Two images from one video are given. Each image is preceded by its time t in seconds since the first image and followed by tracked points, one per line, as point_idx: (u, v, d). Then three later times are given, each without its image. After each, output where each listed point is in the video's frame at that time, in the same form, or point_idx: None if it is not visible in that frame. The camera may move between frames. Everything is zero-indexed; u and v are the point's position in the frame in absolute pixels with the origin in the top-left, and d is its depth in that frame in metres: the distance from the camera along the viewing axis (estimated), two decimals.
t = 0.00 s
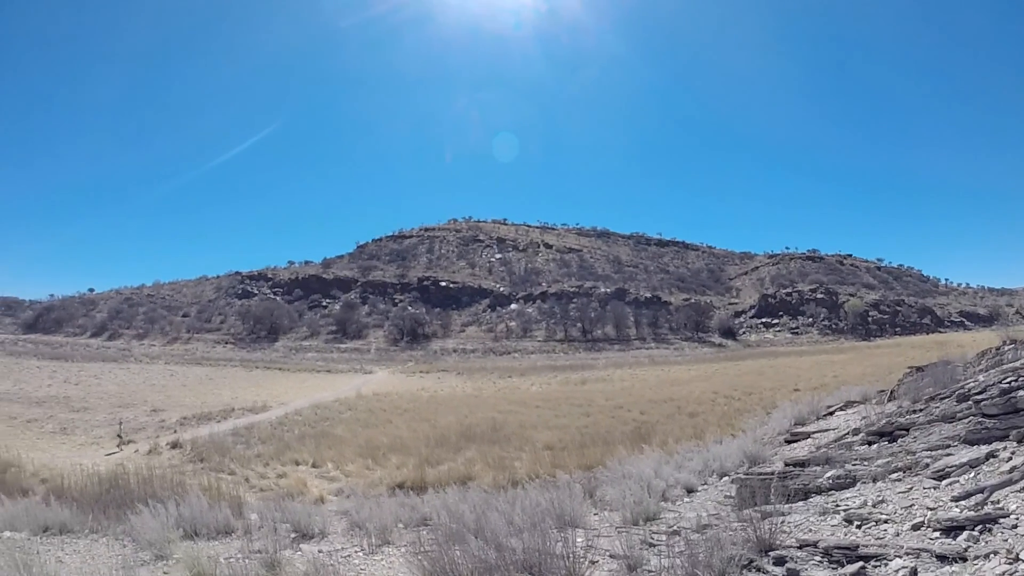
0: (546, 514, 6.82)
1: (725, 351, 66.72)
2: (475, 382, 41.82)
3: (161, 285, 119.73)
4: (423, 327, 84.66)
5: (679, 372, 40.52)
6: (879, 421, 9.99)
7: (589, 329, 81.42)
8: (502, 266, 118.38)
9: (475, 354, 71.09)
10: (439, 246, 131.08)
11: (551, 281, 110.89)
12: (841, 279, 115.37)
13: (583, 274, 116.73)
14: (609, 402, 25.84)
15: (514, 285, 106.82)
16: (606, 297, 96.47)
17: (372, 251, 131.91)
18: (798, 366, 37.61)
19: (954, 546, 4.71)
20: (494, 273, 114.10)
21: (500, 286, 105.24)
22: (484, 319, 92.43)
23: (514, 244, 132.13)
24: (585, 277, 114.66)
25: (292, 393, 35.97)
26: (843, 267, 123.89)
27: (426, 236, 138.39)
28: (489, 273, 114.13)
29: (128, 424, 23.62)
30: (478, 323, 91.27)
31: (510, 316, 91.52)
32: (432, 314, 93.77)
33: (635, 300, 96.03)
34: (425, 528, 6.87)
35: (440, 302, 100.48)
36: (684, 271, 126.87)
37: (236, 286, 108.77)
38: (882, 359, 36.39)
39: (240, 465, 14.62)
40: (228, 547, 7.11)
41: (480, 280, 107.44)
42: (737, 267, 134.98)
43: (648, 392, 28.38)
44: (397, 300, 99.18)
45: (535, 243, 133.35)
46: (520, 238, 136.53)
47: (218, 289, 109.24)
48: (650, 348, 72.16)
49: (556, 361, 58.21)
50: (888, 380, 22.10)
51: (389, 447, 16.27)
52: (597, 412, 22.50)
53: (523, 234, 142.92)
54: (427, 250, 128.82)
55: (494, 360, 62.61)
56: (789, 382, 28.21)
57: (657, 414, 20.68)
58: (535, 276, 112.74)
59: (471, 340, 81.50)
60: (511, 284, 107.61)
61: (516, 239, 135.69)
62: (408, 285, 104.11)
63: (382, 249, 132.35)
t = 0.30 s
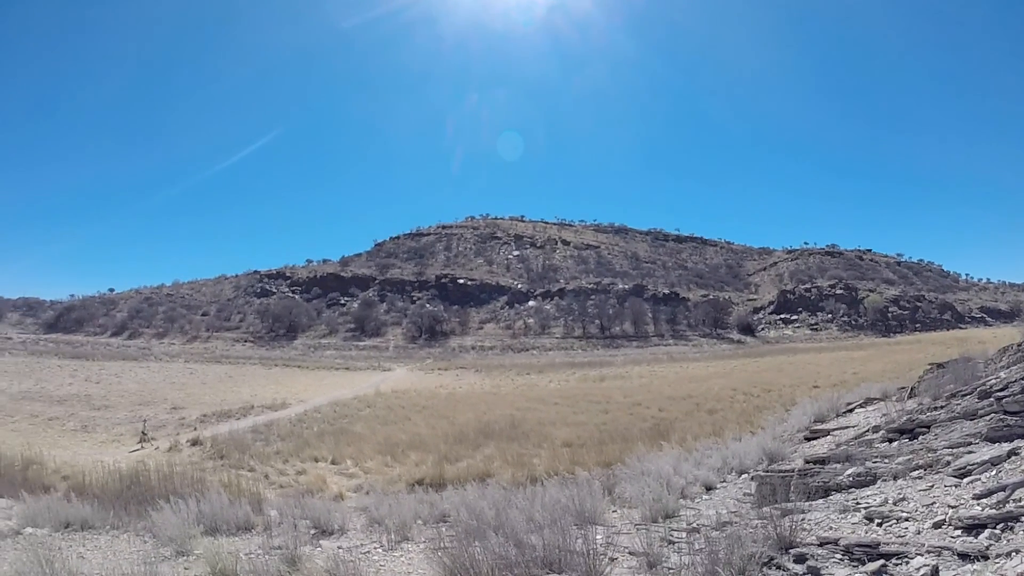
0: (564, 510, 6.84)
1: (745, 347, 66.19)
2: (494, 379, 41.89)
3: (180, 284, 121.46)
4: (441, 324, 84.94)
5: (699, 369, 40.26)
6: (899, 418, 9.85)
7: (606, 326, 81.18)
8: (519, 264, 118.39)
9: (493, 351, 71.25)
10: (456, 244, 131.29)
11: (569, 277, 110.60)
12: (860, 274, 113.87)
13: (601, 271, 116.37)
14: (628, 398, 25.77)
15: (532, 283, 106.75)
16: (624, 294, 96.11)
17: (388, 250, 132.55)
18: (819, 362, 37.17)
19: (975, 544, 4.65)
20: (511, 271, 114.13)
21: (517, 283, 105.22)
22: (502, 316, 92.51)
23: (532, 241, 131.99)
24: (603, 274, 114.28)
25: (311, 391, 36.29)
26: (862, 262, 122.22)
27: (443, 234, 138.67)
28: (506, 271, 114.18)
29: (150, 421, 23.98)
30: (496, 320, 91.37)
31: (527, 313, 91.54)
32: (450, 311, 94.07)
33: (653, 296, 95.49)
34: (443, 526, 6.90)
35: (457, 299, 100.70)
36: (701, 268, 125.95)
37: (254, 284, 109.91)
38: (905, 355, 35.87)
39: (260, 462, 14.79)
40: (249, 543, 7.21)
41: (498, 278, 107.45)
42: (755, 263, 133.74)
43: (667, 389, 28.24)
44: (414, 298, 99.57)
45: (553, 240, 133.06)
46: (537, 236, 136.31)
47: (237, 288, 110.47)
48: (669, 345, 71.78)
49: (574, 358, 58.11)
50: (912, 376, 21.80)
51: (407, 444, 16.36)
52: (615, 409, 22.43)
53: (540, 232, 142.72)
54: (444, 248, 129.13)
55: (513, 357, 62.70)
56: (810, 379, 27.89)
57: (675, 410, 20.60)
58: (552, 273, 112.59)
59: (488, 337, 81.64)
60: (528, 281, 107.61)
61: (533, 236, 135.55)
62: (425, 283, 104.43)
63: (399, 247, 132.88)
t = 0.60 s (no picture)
0: (573, 511, 6.83)
1: (756, 348, 65.92)
2: (504, 379, 41.91)
3: (190, 285, 122.17)
4: (451, 324, 85.09)
5: (709, 369, 40.13)
6: (910, 420, 9.77)
7: (616, 326, 81.06)
8: (529, 264, 118.40)
9: (503, 351, 71.35)
10: (466, 244, 131.40)
11: (579, 278, 110.47)
12: (871, 275, 113.09)
13: (610, 271, 116.19)
14: (638, 399, 25.71)
15: (542, 283, 106.77)
16: (634, 294, 95.93)
17: (398, 250, 132.84)
18: (830, 363, 36.97)
19: (987, 546, 4.60)
20: (521, 271, 114.14)
21: (527, 283, 105.19)
22: (512, 316, 92.59)
23: (541, 241, 131.94)
24: (613, 274, 114.08)
25: (321, 391, 36.46)
26: (873, 262, 121.37)
27: (453, 234, 138.84)
28: (516, 271, 114.18)
29: (160, 420, 24.17)
30: (506, 321, 91.42)
31: (537, 313, 91.55)
32: (460, 311, 94.25)
33: (663, 297, 95.23)
34: (452, 526, 6.92)
35: (467, 299, 100.81)
36: (711, 268, 125.45)
37: (264, 284, 110.48)
38: (915, 356, 35.71)
39: (270, 462, 14.87)
40: (260, 541, 7.25)
41: (507, 278, 107.45)
42: (765, 263, 133.09)
43: (677, 390, 28.11)
44: (424, 298, 99.76)
45: (562, 240, 132.91)
46: (547, 236, 136.23)
47: (247, 288, 111.09)
48: (679, 345, 71.57)
49: (584, 358, 58.07)
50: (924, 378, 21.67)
51: (417, 444, 16.39)
52: (625, 409, 22.37)
53: (550, 232, 142.59)
54: (454, 248, 129.31)
55: (523, 357, 62.76)
56: (819, 380, 27.74)
57: (685, 411, 20.54)
58: (562, 273, 112.55)
59: (498, 338, 81.72)
60: (537, 281, 107.65)
61: (542, 236, 135.49)
62: (435, 283, 104.61)
63: (409, 248, 133.15)
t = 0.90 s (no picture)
0: (581, 509, 6.83)
1: (764, 346, 65.69)
2: (512, 377, 41.88)
3: (198, 284, 122.75)
4: (458, 323, 85.08)
5: (717, 368, 39.98)
6: (919, 419, 9.71)
7: (624, 325, 80.90)
8: (536, 262, 118.34)
9: (510, 349, 71.34)
10: (475, 242, 131.30)
11: (586, 276, 110.25)
12: (879, 272, 112.51)
13: (617, 270, 116.00)
14: (645, 397, 25.62)
15: (549, 281, 106.65)
16: (642, 292, 95.75)
17: (405, 249, 133.04)
18: (838, 362, 36.80)
19: (997, 545, 4.56)
20: (528, 269, 114.08)
21: (534, 282, 105.14)
22: (519, 315, 92.54)
23: (548, 240, 131.76)
24: (620, 273, 113.90)
25: (329, 389, 36.52)
26: (882, 260, 120.72)
27: (459, 232, 138.90)
28: (523, 269, 114.11)
29: (168, 419, 24.28)
30: (513, 319, 91.45)
31: (545, 312, 91.50)
32: (467, 310, 94.33)
33: (670, 295, 94.94)
34: (460, 524, 6.92)
35: (474, 298, 100.85)
36: (719, 266, 124.96)
37: (272, 283, 110.85)
38: (926, 354, 35.44)
39: (279, 460, 14.94)
40: (268, 539, 7.29)
41: (514, 276, 107.43)
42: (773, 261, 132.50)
43: (684, 388, 28.00)
44: (432, 297, 99.86)
45: (569, 238, 132.75)
46: (554, 234, 136.10)
47: (254, 287, 111.48)
48: (687, 343, 71.42)
49: (592, 356, 58.00)
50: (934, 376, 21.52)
51: (424, 442, 16.42)
52: (632, 408, 22.33)
53: (556, 230, 142.37)
54: (461, 246, 129.36)
55: (531, 356, 62.74)
56: (827, 378, 27.61)
57: (692, 410, 20.48)
58: (569, 272, 112.42)
59: (506, 336, 81.74)
60: (545, 279, 107.60)
61: (549, 235, 135.34)
62: (442, 282, 104.67)
63: (416, 246, 133.32)
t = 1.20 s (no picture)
0: (591, 509, 6.82)
1: (776, 348, 65.32)
2: (522, 377, 41.87)
3: (209, 282, 123.69)
4: (469, 322, 85.25)
5: (729, 369, 39.76)
6: (932, 422, 9.62)
7: (635, 325, 80.72)
8: (547, 262, 118.26)
9: (520, 349, 71.38)
10: (486, 241, 131.34)
11: (596, 276, 110.04)
12: (891, 274, 111.59)
13: (628, 270, 115.76)
14: (655, 398, 25.52)
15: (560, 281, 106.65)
16: (653, 292, 95.49)
17: (415, 248, 133.39)
18: (850, 364, 36.55)
19: (1010, 550, 4.51)
20: (539, 269, 114.03)
21: (545, 281, 105.10)
22: (529, 314, 92.54)
23: (558, 240, 131.68)
24: (631, 273, 113.63)
25: (340, 387, 36.75)
26: (894, 262, 119.68)
27: (470, 232, 139.06)
28: (533, 269, 114.07)
29: (180, 416, 24.49)
30: (523, 318, 91.50)
31: (555, 311, 91.46)
32: (478, 309, 94.46)
33: (681, 296, 94.57)
34: (471, 524, 6.94)
35: (485, 297, 100.94)
36: (730, 267, 124.33)
37: (283, 282, 111.44)
38: (940, 357, 35.12)
39: (290, 457, 15.04)
40: (278, 537, 7.33)
41: (524, 276, 107.45)
42: (785, 262, 131.69)
43: (695, 389, 27.86)
44: (442, 296, 100.07)
45: (580, 238, 132.56)
46: (565, 234, 136.01)
47: (266, 285, 112.16)
48: (697, 344, 71.16)
49: (602, 356, 57.92)
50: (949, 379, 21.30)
51: (434, 441, 16.47)
52: (642, 408, 22.28)
53: (567, 230, 142.23)
54: (472, 246, 129.47)
55: (542, 356, 62.74)
56: (839, 380, 27.41)
57: (703, 411, 20.41)
58: (580, 271, 112.34)
59: (516, 336, 81.79)
60: (555, 279, 107.57)
61: (560, 235, 135.24)
62: (453, 281, 104.81)
63: (427, 246, 133.63)
